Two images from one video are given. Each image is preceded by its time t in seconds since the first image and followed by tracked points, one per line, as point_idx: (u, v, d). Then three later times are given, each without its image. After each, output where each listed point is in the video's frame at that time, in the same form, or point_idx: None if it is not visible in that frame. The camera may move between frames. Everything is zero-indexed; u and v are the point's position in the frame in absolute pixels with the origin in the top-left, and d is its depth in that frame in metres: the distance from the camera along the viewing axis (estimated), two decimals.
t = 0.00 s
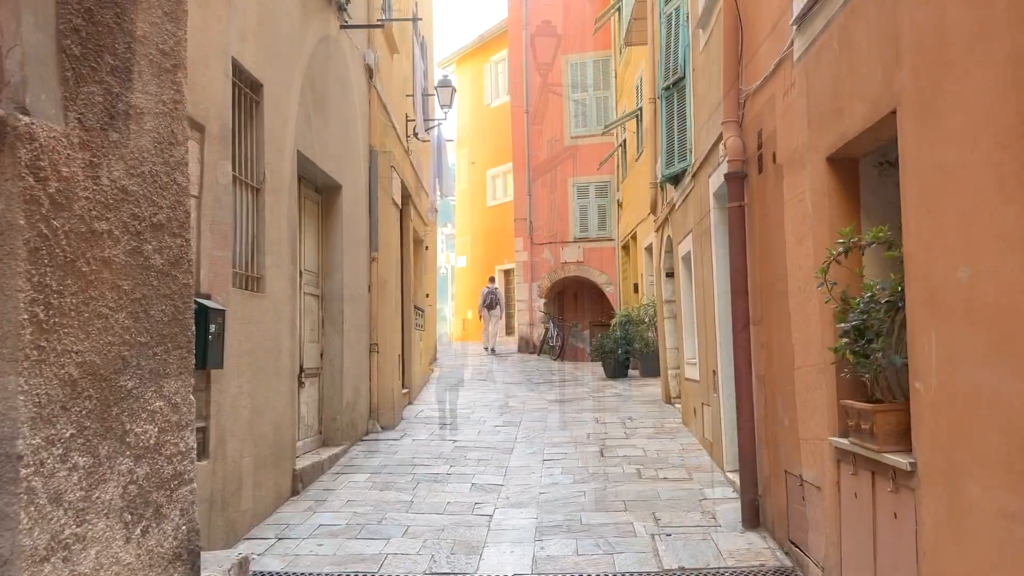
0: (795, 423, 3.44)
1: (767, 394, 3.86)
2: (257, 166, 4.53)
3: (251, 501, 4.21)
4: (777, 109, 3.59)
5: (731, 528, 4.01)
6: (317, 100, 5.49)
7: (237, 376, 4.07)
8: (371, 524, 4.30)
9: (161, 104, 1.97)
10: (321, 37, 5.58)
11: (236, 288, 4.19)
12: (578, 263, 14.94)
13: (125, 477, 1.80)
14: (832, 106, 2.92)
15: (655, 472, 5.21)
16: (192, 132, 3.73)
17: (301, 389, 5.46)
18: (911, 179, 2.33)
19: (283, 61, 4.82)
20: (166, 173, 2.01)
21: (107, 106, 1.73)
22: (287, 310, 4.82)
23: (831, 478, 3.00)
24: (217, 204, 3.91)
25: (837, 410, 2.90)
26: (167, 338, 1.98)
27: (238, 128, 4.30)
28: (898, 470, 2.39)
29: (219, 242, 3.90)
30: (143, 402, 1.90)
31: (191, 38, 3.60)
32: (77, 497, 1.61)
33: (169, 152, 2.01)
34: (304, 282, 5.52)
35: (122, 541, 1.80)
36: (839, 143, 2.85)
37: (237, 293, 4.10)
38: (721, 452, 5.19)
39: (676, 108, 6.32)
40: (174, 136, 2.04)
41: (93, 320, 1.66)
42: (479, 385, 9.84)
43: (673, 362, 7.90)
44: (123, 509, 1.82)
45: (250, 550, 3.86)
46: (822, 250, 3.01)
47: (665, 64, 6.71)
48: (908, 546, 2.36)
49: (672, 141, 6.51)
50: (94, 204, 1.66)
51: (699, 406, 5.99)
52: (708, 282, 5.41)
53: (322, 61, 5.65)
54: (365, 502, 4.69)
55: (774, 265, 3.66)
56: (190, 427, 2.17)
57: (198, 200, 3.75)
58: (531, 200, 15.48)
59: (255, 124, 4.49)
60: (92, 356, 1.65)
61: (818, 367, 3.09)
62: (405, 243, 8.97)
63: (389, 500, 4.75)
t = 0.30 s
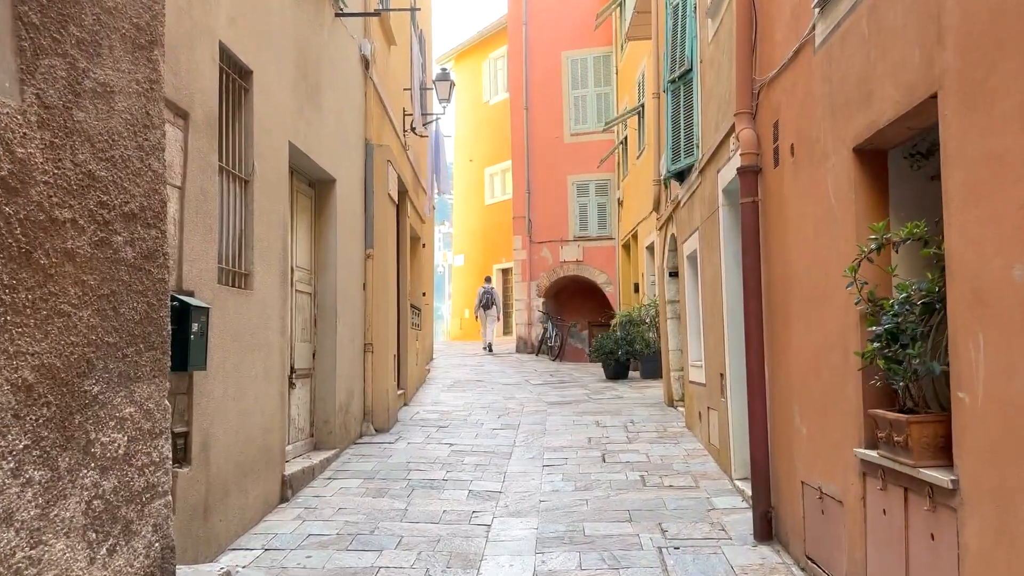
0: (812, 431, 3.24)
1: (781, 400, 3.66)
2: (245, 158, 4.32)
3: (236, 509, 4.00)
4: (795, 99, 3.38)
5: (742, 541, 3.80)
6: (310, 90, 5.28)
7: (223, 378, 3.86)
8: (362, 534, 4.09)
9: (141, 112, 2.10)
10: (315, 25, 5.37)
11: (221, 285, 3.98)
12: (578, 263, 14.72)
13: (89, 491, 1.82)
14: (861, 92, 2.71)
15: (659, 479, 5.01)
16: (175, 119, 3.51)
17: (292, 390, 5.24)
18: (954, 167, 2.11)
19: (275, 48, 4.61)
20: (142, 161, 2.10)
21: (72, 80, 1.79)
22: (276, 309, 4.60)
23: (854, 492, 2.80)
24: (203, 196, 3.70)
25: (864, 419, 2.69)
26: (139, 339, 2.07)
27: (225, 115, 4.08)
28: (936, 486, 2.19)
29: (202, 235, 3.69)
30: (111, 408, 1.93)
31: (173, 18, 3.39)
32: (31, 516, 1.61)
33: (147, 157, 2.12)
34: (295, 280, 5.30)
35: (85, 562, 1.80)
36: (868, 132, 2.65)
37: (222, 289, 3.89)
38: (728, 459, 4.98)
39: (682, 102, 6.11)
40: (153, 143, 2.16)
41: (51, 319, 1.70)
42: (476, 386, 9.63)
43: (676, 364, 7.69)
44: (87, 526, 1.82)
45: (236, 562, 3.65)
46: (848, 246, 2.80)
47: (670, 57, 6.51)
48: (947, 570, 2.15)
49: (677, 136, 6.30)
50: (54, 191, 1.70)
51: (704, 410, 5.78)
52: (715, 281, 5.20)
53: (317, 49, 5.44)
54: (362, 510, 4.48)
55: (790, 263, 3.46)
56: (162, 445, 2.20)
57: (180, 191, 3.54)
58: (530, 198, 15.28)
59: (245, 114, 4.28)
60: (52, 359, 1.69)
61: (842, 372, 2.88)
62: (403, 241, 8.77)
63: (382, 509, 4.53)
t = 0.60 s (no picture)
0: (837, 445, 3.05)
1: (800, 410, 3.46)
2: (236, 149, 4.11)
3: (223, 520, 3.79)
4: (820, 92, 3.19)
5: (757, 558, 3.61)
6: (305, 81, 5.07)
7: (210, 382, 3.65)
8: (356, 548, 3.88)
9: (118, 94, 1.86)
10: (311, 13, 5.15)
11: (209, 283, 3.77)
12: (576, 264, 14.52)
13: (52, 513, 1.59)
14: (898, 81, 2.52)
15: (665, 490, 4.81)
16: (161, 107, 3.30)
17: (283, 394, 5.03)
18: (1012, 161, 1.92)
19: (268, 36, 4.40)
20: (118, 148, 1.86)
21: (39, 56, 1.57)
22: (268, 309, 4.39)
23: (886, 512, 2.61)
24: (190, 189, 3.49)
25: (900, 433, 2.50)
26: (112, 343, 1.83)
27: (215, 104, 3.87)
28: (989, 511, 2.00)
29: (189, 231, 3.48)
30: (80, 420, 1.70)
31: None
32: None
33: (124, 144, 1.88)
34: (288, 279, 5.09)
35: None
36: (907, 125, 2.45)
37: (210, 287, 3.68)
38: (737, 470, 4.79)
39: (690, 99, 5.91)
40: (132, 128, 1.92)
41: (9, 320, 1.48)
42: (472, 389, 9.42)
43: (679, 368, 7.49)
44: (50, 553, 1.59)
45: None
46: (882, 248, 2.61)
47: (677, 52, 6.32)
48: None
49: (684, 133, 6.11)
50: (15, 177, 1.49)
51: (711, 418, 5.59)
52: (725, 284, 5.01)
53: (312, 38, 5.22)
54: (355, 522, 4.27)
55: (812, 266, 3.27)
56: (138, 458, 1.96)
57: (166, 184, 3.32)
58: (528, 198, 15.08)
59: (235, 103, 4.06)
60: (10, 365, 1.48)
61: (873, 382, 2.69)
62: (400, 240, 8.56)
63: (376, 520, 4.32)
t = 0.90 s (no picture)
0: (851, 458, 2.87)
1: (809, 420, 3.29)
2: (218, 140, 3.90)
3: (198, 531, 3.58)
4: (834, 83, 3.01)
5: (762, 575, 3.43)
6: (291, 71, 4.86)
7: (185, 386, 3.44)
8: (340, 562, 3.68)
9: (76, 70, 1.51)
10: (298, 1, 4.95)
11: (185, 280, 3.56)
12: (569, 264, 14.35)
13: None
14: (927, 68, 2.34)
15: (663, 499, 4.62)
16: (134, 92, 3.09)
17: (266, 397, 4.82)
18: None
19: (252, 22, 4.19)
20: (75, 129, 1.51)
21: None
22: (250, 308, 4.19)
23: (909, 532, 2.43)
24: (165, 180, 3.28)
25: (924, 448, 2.33)
26: (66, 345, 1.47)
27: (193, 92, 3.66)
28: None
29: (163, 225, 3.27)
30: (26, 432, 1.36)
31: None
32: None
33: (82, 125, 1.52)
34: (272, 277, 4.88)
35: None
36: (937, 115, 2.28)
37: (186, 285, 3.47)
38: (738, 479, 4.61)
39: (690, 95, 5.74)
40: (91, 110, 1.55)
41: None
42: (463, 391, 9.22)
43: (675, 372, 7.31)
44: None
45: None
46: (906, 248, 2.43)
47: (677, 48, 6.14)
48: None
49: (684, 130, 5.94)
50: None
51: (709, 424, 5.41)
52: (727, 286, 4.83)
53: (300, 26, 5.02)
54: (338, 533, 4.07)
55: (825, 268, 3.09)
56: (95, 472, 1.55)
57: (138, 174, 3.11)
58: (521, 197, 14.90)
59: (217, 92, 3.86)
60: None
61: (894, 391, 2.51)
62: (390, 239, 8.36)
63: (362, 530, 4.12)
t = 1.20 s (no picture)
0: (869, 472, 2.67)
1: (821, 431, 3.08)
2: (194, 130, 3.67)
3: (168, 547, 3.35)
4: (853, 69, 2.81)
5: None
6: (275, 60, 4.63)
7: (154, 390, 3.21)
8: None
9: (14, 37, 1.36)
10: None
11: (155, 278, 3.33)
12: (563, 266, 14.15)
13: None
14: (962, 48, 2.13)
15: (663, 512, 4.40)
16: (98, 74, 2.85)
17: (246, 402, 4.58)
18: None
19: (232, 5, 3.96)
20: (13, 105, 1.36)
21: None
22: (227, 308, 3.95)
23: (938, 557, 2.22)
24: (132, 170, 3.04)
25: (957, 463, 2.13)
26: None
27: (167, 76, 3.43)
28: None
29: (131, 218, 3.03)
30: None
31: None
32: None
33: (22, 101, 1.37)
34: (253, 277, 4.66)
35: None
36: (974, 100, 2.07)
37: (156, 281, 3.24)
38: (741, 491, 4.39)
39: (692, 90, 5.53)
40: (34, 83, 1.40)
41: None
42: (454, 395, 8.99)
43: (672, 377, 7.11)
44: None
45: None
46: (936, 246, 2.23)
47: (677, 42, 5.94)
48: None
49: (684, 126, 5.74)
50: None
51: (710, 432, 5.20)
52: (730, 288, 4.62)
53: (285, 13, 4.78)
54: (319, 547, 3.83)
55: (841, 268, 2.89)
56: (33, 492, 1.37)
57: (103, 162, 2.87)
58: (515, 198, 14.68)
59: (194, 78, 3.63)
60: None
61: (921, 402, 2.31)
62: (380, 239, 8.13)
63: (344, 544, 3.89)
